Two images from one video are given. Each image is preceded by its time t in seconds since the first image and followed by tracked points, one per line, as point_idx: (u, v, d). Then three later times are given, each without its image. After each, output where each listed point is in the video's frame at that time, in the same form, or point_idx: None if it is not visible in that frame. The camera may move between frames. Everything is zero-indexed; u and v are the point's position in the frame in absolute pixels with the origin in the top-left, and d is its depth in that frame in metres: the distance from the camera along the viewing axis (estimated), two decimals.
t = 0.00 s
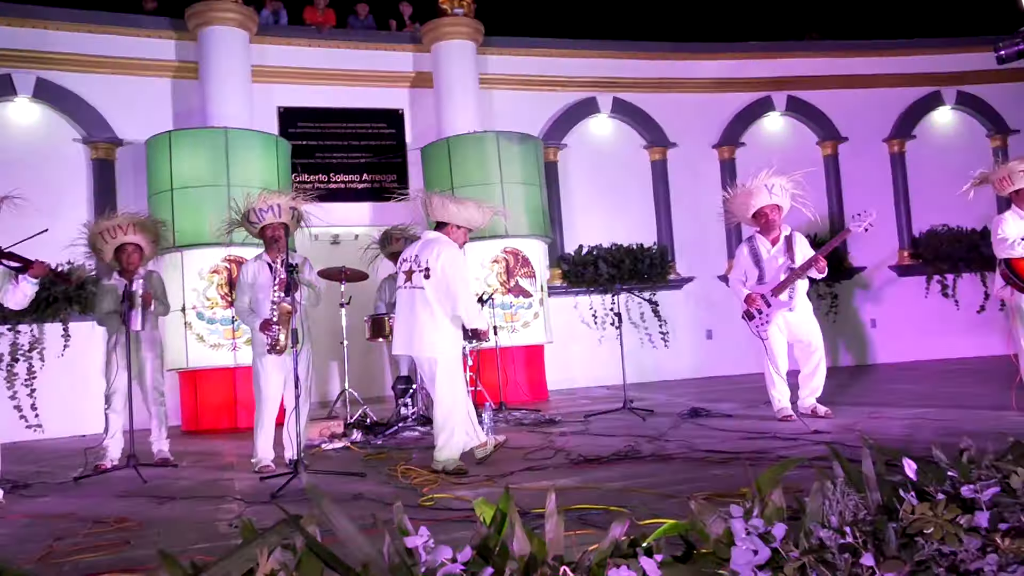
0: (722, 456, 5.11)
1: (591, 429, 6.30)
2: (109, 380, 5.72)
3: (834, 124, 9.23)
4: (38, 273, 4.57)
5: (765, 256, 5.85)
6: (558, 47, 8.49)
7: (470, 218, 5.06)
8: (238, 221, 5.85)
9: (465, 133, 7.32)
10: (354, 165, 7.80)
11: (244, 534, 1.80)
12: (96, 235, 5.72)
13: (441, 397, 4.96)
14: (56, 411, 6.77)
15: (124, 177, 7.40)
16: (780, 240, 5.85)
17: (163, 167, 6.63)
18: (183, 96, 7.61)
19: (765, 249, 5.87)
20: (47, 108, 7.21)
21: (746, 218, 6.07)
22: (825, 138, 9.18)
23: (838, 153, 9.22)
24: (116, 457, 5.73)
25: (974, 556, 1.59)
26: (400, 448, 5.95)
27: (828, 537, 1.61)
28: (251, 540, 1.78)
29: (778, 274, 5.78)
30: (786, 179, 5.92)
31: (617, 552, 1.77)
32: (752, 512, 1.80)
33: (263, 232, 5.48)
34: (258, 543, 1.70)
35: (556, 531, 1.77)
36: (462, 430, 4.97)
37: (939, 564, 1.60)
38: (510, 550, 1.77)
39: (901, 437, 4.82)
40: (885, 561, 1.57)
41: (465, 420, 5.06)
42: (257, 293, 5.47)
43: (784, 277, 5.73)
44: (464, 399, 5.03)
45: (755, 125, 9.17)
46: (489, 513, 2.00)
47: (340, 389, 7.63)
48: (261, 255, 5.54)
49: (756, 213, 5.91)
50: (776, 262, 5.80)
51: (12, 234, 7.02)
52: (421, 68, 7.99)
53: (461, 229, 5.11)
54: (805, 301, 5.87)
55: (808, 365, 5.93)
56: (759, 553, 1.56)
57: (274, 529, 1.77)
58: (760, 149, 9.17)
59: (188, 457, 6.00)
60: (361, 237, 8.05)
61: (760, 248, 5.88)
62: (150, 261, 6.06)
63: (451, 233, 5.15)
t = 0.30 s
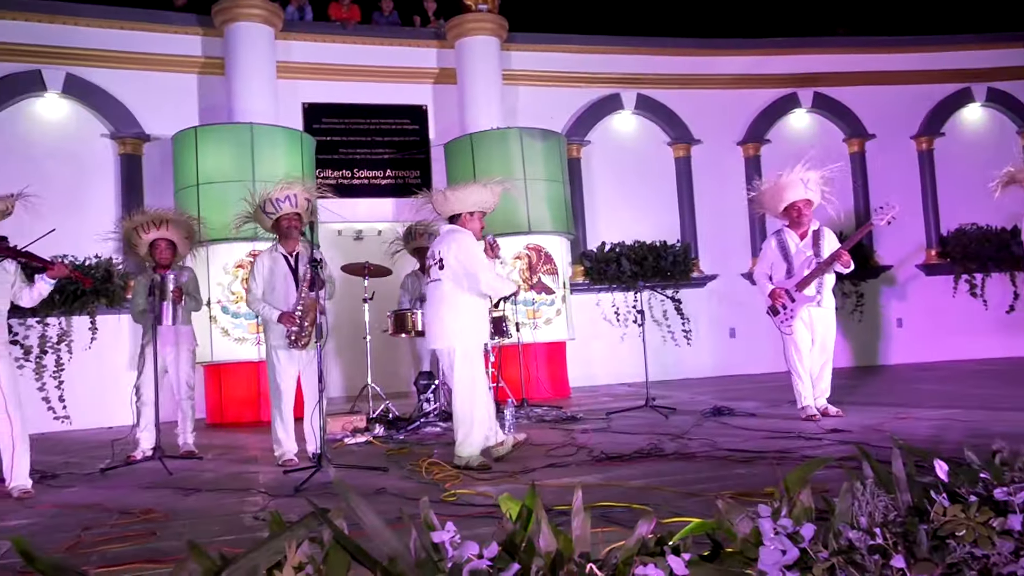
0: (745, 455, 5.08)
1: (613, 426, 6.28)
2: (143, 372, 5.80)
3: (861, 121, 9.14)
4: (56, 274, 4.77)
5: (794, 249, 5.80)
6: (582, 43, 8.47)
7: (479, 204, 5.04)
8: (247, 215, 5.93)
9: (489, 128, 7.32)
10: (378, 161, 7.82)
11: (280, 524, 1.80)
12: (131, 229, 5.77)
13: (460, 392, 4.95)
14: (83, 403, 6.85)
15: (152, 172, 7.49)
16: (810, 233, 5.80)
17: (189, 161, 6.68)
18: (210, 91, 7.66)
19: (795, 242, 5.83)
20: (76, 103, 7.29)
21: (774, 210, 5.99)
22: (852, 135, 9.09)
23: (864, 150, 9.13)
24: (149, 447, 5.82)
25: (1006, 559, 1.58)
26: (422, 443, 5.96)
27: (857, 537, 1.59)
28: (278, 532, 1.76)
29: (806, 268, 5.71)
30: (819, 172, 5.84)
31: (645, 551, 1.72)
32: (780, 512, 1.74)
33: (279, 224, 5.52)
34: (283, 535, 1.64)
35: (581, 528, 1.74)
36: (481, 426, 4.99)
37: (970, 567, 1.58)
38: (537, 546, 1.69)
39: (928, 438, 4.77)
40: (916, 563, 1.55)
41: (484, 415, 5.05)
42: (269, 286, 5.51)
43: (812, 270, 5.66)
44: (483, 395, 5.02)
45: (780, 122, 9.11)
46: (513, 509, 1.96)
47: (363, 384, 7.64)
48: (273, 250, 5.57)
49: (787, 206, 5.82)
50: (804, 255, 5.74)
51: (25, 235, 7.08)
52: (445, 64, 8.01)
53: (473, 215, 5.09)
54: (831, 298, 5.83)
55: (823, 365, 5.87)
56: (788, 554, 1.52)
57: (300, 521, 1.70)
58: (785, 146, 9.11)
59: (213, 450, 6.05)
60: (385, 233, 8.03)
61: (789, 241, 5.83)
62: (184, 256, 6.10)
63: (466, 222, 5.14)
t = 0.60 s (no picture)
0: (776, 455, 5.03)
1: (642, 425, 6.25)
2: (166, 363, 5.90)
3: (895, 118, 9.01)
4: (88, 269, 4.80)
5: (832, 249, 5.72)
6: (612, 39, 8.43)
7: (505, 198, 5.04)
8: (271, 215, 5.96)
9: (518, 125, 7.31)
10: (407, 158, 7.85)
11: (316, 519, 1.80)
12: (162, 225, 5.86)
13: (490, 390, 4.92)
14: (118, 396, 6.95)
15: (184, 170, 7.56)
16: (851, 236, 5.74)
17: (222, 158, 6.74)
18: (242, 89, 7.72)
19: (834, 242, 5.73)
20: (111, 101, 7.40)
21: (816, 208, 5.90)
22: (886, 133, 8.98)
23: (899, 148, 9.02)
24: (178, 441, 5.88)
25: None
26: (452, 440, 5.97)
27: (894, 539, 1.61)
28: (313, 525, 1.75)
29: (843, 271, 5.66)
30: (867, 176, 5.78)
31: (678, 548, 1.74)
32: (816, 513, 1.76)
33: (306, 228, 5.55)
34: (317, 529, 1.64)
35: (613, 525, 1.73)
36: (509, 424, 4.91)
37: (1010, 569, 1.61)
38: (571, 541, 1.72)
39: (967, 440, 4.70)
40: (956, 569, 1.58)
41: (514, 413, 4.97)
42: (292, 283, 5.57)
43: (849, 273, 5.63)
44: (514, 391, 4.95)
45: (812, 119, 9.03)
46: (544, 505, 1.96)
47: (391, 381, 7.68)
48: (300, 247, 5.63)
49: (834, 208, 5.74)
50: (843, 257, 5.70)
51: (60, 229, 7.20)
52: (474, 61, 8.02)
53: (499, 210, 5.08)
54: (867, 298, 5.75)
55: (858, 367, 5.76)
56: (824, 555, 1.57)
57: (334, 514, 1.67)
58: (816, 143, 9.04)
59: (244, 444, 6.10)
60: (413, 231, 8.14)
61: (829, 241, 5.74)
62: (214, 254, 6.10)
63: (497, 218, 5.13)
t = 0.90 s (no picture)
0: (818, 457, 4.95)
1: (681, 425, 6.19)
2: (205, 363, 5.93)
3: (939, 114, 8.85)
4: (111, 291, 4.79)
5: (883, 246, 5.59)
6: (649, 37, 8.40)
7: (551, 197, 4.85)
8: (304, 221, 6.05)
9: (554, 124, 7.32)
10: (445, 158, 7.88)
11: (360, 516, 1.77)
12: (192, 226, 5.90)
13: (531, 388, 4.85)
14: (163, 394, 7.09)
15: (227, 171, 7.67)
16: (902, 232, 5.63)
17: (262, 159, 6.84)
18: (282, 91, 7.81)
19: (884, 239, 5.61)
20: (156, 103, 7.55)
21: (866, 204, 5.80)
22: (931, 129, 8.83)
23: (945, 144, 8.87)
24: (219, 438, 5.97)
25: None
26: (489, 439, 5.98)
27: (945, 543, 1.57)
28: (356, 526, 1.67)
29: (894, 269, 5.53)
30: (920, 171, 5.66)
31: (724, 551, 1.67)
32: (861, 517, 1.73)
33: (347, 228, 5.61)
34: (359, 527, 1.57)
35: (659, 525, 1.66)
36: (549, 424, 4.84)
37: None
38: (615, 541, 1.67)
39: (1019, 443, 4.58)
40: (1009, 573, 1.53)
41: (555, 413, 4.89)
42: (331, 281, 5.63)
43: (900, 271, 5.49)
44: (555, 390, 4.87)
45: (854, 116, 8.89)
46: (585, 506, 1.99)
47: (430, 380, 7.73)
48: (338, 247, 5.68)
49: (883, 203, 5.64)
50: (895, 255, 5.56)
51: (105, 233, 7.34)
52: (511, 61, 8.03)
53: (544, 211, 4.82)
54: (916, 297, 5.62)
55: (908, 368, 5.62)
56: (872, 558, 1.53)
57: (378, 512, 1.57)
58: (859, 139, 8.88)
59: (285, 442, 6.16)
60: (450, 231, 8.33)
61: (879, 237, 5.62)
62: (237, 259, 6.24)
63: (543, 217, 4.87)
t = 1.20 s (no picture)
0: (857, 461, 4.85)
1: (716, 428, 6.13)
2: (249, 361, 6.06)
3: (980, 111, 8.72)
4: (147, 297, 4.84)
5: (930, 248, 5.50)
6: (682, 37, 8.38)
7: (591, 198, 4.78)
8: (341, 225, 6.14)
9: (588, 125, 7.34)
10: (478, 160, 7.90)
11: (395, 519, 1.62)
12: (230, 227, 5.97)
13: (567, 386, 4.80)
14: (202, 394, 7.23)
15: (264, 173, 7.80)
16: (949, 233, 5.54)
17: (299, 160, 6.91)
18: (317, 94, 7.91)
19: (931, 241, 5.53)
20: (195, 108, 7.71)
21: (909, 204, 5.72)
22: (973, 126, 8.70)
23: (987, 143, 8.72)
24: (256, 437, 6.03)
25: None
26: (523, 440, 5.97)
27: (991, 549, 1.48)
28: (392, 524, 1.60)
29: (943, 273, 5.42)
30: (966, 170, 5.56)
31: (761, 555, 1.55)
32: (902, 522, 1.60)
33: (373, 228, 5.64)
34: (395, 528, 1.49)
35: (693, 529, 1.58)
36: (585, 424, 4.82)
37: None
38: (650, 546, 1.54)
39: None
40: None
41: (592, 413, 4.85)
42: (359, 282, 5.62)
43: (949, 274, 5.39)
44: (592, 391, 4.84)
45: (891, 116, 8.80)
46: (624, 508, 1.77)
47: (463, 380, 7.72)
48: (367, 250, 5.67)
49: (929, 204, 5.55)
50: (943, 257, 5.46)
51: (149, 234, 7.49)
52: (544, 61, 8.05)
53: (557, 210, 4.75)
54: (966, 299, 5.50)
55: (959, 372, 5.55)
56: (915, 563, 1.41)
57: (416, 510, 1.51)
58: (898, 139, 8.80)
59: (321, 441, 6.21)
60: (484, 232, 8.46)
61: (925, 238, 5.53)
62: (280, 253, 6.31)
63: (588, 218, 4.89)
